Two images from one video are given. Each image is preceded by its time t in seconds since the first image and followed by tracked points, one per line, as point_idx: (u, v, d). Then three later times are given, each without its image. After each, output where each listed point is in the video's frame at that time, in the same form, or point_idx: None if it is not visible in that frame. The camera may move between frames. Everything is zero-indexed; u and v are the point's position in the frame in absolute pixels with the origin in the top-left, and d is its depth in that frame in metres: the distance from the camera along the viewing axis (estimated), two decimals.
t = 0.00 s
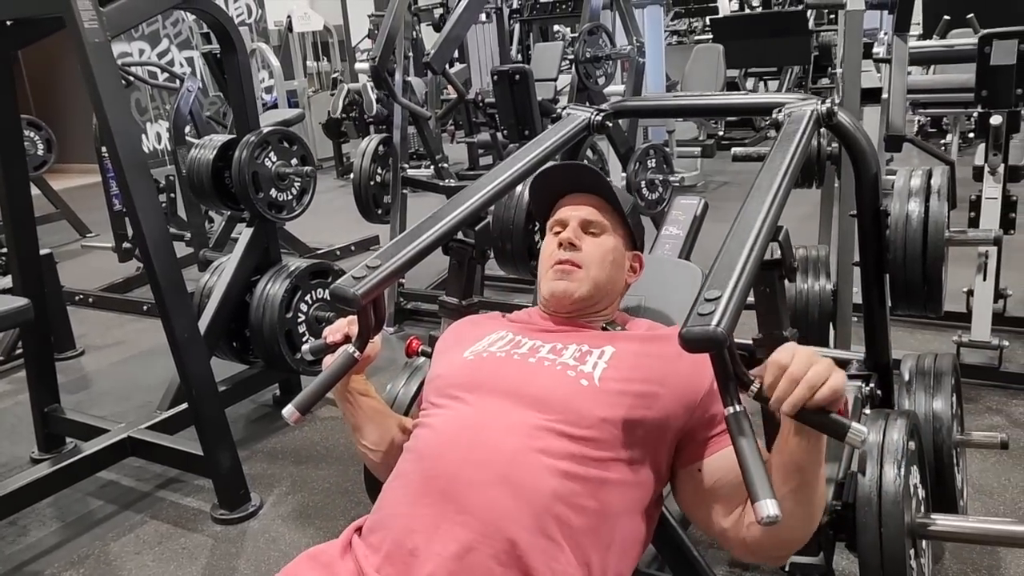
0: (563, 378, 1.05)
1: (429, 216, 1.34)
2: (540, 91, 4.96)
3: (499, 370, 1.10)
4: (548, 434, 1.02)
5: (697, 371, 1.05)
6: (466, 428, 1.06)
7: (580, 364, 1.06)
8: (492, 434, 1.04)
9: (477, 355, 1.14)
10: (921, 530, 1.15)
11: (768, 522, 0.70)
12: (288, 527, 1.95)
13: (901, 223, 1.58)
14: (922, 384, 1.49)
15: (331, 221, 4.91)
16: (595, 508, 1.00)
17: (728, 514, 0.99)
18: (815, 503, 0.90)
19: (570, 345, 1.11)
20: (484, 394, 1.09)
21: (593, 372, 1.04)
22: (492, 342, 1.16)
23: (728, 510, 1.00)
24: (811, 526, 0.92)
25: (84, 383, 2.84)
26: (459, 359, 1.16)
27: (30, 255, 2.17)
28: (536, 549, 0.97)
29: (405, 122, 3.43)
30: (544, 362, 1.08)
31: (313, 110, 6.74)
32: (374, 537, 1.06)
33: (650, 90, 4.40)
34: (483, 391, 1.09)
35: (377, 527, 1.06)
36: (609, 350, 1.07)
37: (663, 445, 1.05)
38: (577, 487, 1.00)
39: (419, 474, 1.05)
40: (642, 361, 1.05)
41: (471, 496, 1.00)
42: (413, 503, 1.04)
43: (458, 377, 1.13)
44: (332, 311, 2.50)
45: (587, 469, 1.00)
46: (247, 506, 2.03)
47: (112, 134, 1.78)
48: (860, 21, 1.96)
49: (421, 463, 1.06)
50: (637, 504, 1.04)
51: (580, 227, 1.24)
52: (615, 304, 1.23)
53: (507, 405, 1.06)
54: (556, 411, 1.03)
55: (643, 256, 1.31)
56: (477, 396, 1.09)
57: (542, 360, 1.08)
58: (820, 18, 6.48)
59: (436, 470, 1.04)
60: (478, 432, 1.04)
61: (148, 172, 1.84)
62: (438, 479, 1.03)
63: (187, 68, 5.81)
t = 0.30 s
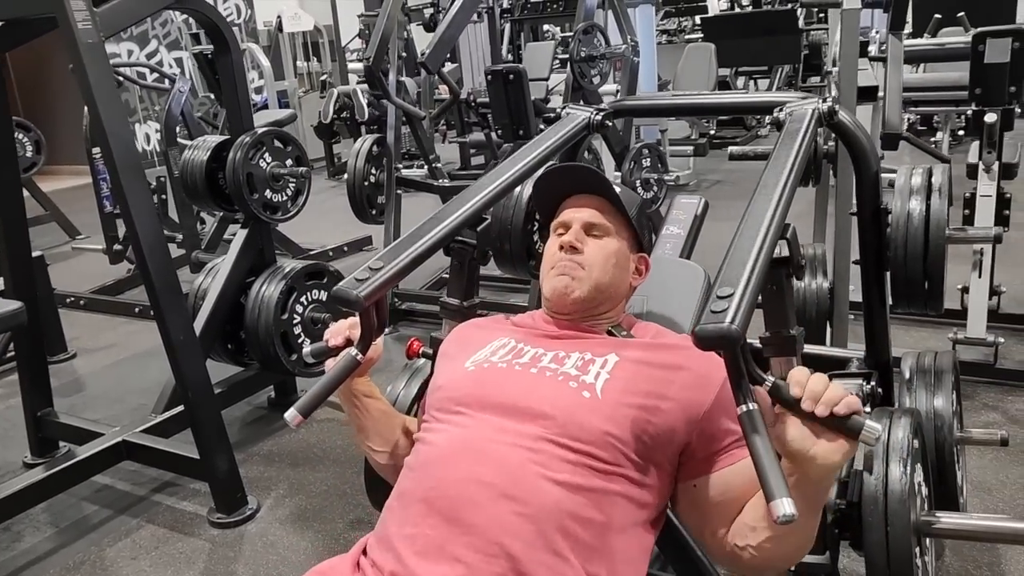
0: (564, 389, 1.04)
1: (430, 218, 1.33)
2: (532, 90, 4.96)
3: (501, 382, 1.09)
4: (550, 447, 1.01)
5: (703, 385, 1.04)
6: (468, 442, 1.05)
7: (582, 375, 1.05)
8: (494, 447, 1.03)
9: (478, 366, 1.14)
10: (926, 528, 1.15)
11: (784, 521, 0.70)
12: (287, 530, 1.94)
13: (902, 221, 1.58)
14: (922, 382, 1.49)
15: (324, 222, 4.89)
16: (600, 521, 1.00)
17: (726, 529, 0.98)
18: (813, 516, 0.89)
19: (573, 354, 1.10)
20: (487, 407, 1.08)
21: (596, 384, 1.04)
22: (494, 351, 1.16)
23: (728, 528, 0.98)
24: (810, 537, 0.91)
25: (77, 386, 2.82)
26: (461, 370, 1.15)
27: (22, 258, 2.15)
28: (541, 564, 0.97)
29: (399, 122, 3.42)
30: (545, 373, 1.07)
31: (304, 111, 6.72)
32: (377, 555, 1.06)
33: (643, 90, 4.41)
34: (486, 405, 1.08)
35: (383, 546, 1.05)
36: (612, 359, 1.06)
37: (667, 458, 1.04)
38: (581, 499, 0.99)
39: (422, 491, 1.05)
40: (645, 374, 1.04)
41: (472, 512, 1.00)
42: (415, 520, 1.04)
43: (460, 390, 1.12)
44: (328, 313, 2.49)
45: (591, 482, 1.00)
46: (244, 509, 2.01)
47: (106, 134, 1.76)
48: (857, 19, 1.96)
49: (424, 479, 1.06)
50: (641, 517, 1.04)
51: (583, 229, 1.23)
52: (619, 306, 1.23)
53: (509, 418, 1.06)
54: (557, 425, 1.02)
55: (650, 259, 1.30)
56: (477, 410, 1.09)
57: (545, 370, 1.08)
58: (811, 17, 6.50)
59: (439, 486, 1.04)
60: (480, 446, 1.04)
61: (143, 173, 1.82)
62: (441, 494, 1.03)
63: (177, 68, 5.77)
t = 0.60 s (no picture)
0: (566, 387, 1.04)
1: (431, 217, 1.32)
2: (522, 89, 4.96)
3: (502, 383, 1.09)
4: (554, 444, 1.01)
5: (704, 377, 1.04)
6: (472, 446, 1.05)
7: (583, 372, 1.05)
8: (499, 448, 1.03)
9: (478, 372, 1.13)
10: (929, 523, 1.16)
11: (796, 516, 0.70)
12: (285, 531, 1.93)
13: (902, 218, 1.60)
14: (921, 378, 1.51)
15: (315, 222, 4.87)
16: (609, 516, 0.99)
17: (737, 521, 1.00)
18: (830, 503, 0.90)
19: (572, 353, 1.10)
20: (488, 410, 1.08)
21: (597, 380, 1.04)
22: (493, 355, 1.15)
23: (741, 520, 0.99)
24: (824, 524, 0.92)
25: (68, 388, 2.79)
26: (461, 376, 1.14)
27: (13, 259, 2.13)
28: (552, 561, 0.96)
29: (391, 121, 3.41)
30: (546, 372, 1.07)
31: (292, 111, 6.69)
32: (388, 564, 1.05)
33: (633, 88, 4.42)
34: (488, 408, 1.08)
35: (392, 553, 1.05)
36: (613, 356, 1.07)
37: (673, 453, 1.04)
38: (588, 495, 0.99)
39: (428, 498, 1.05)
40: (646, 368, 1.04)
41: (478, 514, 1.00)
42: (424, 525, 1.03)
43: (461, 396, 1.11)
44: (324, 313, 2.46)
45: (598, 477, 1.00)
46: (241, 511, 2.00)
47: (100, 133, 1.75)
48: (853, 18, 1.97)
49: (431, 485, 1.05)
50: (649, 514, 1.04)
51: (581, 229, 1.23)
52: (617, 306, 1.22)
53: (512, 418, 1.05)
54: (560, 422, 1.02)
55: (647, 264, 1.29)
56: (480, 413, 1.08)
57: (546, 370, 1.07)
58: (798, 15, 6.53)
59: (446, 491, 1.03)
60: (484, 449, 1.04)
61: (138, 173, 1.81)
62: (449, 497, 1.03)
63: (164, 68, 5.73)
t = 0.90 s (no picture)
0: (560, 375, 1.05)
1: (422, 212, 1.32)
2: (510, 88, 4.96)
3: (496, 373, 1.09)
4: (549, 431, 1.01)
5: (695, 372, 1.06)
6: (466, 436, 1.05)
7: (576, 362, 1.06)
8: (494, 438, 1.03)
9: (473, 364, 1.13)
10: (921, 514, 1.16)
11: (785, 496, 0.70)
12: (277, 531, 1.92)
13: (891, 216, 1.62)
14: (911, 374, 1.52)
15: (303, 222, 4.86)
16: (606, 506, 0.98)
17: (735, 517, 0.99)
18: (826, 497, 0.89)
19: (566, 345, 1.11)
20: (482, 401, 1.08)
21: (591, 369, 1.05)
22: (488, 349, 1.16)
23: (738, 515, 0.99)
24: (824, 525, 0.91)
25: (56, 389, 2.77)
26: (455, 369, 1.15)
27: None
28: (549, 550, 0.95)
29: (380, 120, 3.41)
30: (540, 363, 1.08)
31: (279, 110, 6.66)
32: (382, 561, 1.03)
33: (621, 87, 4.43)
34: (481, 398, 1.08)
35: (387, 550, 1.03)
36: (605, 349, 1.08)
37: (667, 448, 1.05)
38: (585, 484, 0.98)
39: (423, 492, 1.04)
40: (639, 361, 1.06)
41: (473, 504, 0.99)
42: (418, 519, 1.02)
43: (454, 388, 1.11)
44: (314, 312, 2.45)
45: (594, 466, 0.99)
46: (232, 511, 1.99)
47: (89, 133, 1.74)
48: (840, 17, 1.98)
49: (425, 479, 1.05)
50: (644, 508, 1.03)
51: (579, 231, 1.24)
52: (613, 308, 1.22)
53: (506, 408, 1.05)
54: (554, 409, 1.02)
55: (643, 269, 1.29)
56: (474, 405, 1.08)
57: (539, 361, 1.08)
58: (784, 15, 6.56)
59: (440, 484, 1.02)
60: (478, 439, 1.03)
61: (127, 172, 1.80)
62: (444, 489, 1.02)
63: (150, 67, 5.70)
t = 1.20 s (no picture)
0: (540, 360, 1.06)
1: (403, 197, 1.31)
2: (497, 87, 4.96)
3: (478, 360, 1.11)
4: (526, 412, 1.01)
5: (676, 360, 1.06)
6: (445, 420, 1.05)
7: (558, 349, 1.08)
8: (472, 421, 1.03)
9: (456, 351, 1.15)
10: (901, 491, 1.19)
11: (751, 430, 0.72)
12: (263, 531, 1.92)
13: (875, 214, 1.64)
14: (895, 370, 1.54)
15: (289, 220, 4.84)
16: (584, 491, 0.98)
17: (744, 494, 0.92)
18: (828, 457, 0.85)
19: (549, 335, 1.13)
20: (463, 386, 1.09)
21: (570, 355, 1.06)
22: (472, 338, 1.17)
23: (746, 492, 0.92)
24: (831, 494, 0.87)
25: (40, 389, 2.75)
26: (439, 356, 1.16)
27: None
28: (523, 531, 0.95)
29: (367, 118, 3.40)
30: (521, 350, 1.10)
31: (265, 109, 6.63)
32: (358, 545, 1.02)
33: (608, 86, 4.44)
34: (461, 383, 1.09)
35: (363, 532, 1.03)
36: (587, 338, 1.09)
37: (650, 436, 1.04)
38: (562, 466, 0.98)
39: (401, 475, 1.04)
40: (618, 349, 1.07)
41: (447, 482, 0.99)
42: (395, 503, 1.02)
43: (437, 373, 1.13)
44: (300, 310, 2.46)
45: (571, 449, 0.99)
46: (218, 510, 1.99)
47: (73, 131, 1.73)
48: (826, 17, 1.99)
49: (405, 464, 1.05)
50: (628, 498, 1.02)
51: (567, 235, 1.24)
52: (600, 311, 1.23)
53: (485, 393, 1.06)
54: (532, 391, 1.03)
55: (630, 272, 1.29)
56: (455, 389, 1.09)
57: (521, 348, 1.10)
58: (770, 15, 6.59)
59: (418, 467, 1.03)
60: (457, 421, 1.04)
61: (111, 170, 1.79)
62: (422, 472, 1.02)
63: (134, 65, 5.67)
